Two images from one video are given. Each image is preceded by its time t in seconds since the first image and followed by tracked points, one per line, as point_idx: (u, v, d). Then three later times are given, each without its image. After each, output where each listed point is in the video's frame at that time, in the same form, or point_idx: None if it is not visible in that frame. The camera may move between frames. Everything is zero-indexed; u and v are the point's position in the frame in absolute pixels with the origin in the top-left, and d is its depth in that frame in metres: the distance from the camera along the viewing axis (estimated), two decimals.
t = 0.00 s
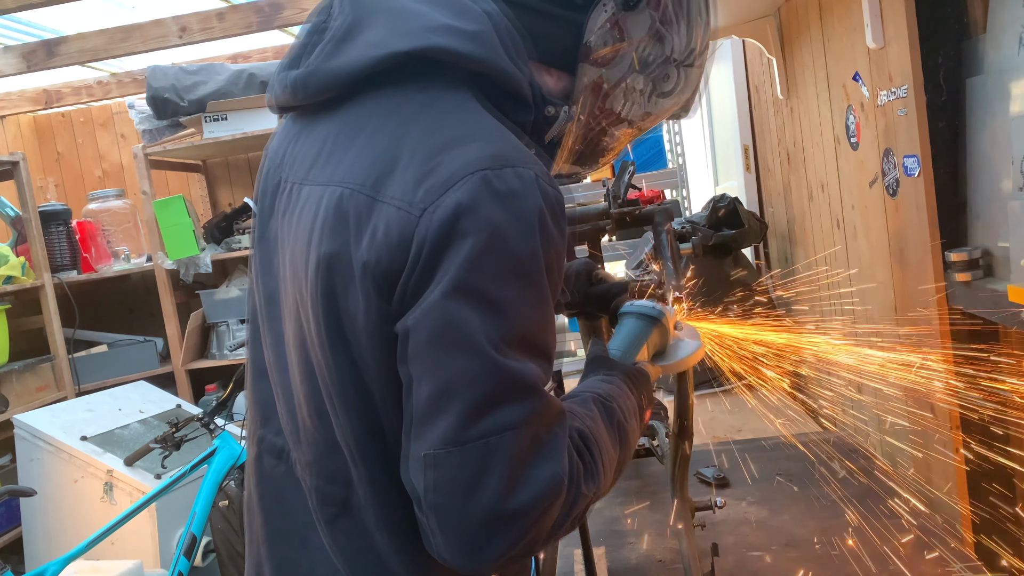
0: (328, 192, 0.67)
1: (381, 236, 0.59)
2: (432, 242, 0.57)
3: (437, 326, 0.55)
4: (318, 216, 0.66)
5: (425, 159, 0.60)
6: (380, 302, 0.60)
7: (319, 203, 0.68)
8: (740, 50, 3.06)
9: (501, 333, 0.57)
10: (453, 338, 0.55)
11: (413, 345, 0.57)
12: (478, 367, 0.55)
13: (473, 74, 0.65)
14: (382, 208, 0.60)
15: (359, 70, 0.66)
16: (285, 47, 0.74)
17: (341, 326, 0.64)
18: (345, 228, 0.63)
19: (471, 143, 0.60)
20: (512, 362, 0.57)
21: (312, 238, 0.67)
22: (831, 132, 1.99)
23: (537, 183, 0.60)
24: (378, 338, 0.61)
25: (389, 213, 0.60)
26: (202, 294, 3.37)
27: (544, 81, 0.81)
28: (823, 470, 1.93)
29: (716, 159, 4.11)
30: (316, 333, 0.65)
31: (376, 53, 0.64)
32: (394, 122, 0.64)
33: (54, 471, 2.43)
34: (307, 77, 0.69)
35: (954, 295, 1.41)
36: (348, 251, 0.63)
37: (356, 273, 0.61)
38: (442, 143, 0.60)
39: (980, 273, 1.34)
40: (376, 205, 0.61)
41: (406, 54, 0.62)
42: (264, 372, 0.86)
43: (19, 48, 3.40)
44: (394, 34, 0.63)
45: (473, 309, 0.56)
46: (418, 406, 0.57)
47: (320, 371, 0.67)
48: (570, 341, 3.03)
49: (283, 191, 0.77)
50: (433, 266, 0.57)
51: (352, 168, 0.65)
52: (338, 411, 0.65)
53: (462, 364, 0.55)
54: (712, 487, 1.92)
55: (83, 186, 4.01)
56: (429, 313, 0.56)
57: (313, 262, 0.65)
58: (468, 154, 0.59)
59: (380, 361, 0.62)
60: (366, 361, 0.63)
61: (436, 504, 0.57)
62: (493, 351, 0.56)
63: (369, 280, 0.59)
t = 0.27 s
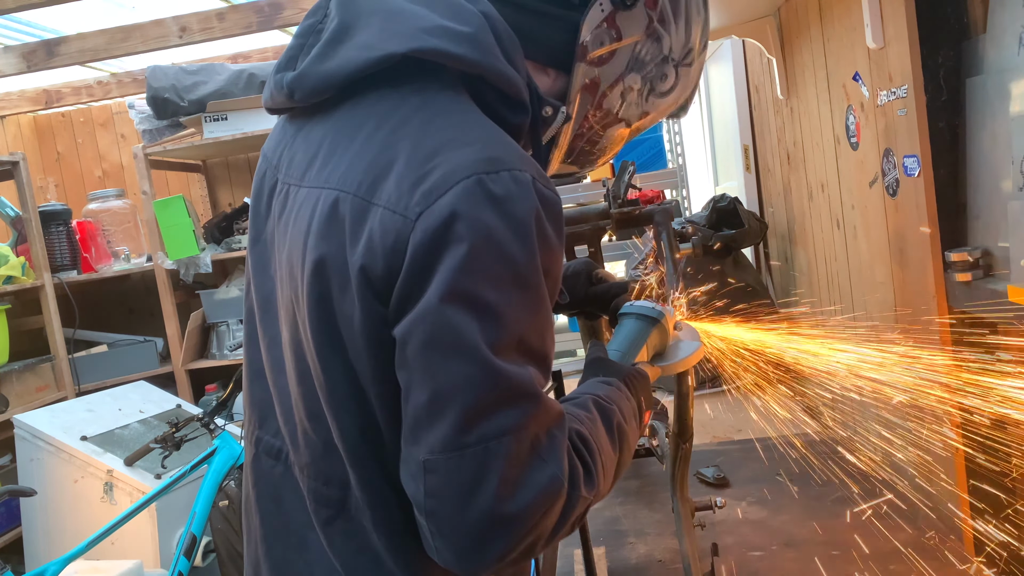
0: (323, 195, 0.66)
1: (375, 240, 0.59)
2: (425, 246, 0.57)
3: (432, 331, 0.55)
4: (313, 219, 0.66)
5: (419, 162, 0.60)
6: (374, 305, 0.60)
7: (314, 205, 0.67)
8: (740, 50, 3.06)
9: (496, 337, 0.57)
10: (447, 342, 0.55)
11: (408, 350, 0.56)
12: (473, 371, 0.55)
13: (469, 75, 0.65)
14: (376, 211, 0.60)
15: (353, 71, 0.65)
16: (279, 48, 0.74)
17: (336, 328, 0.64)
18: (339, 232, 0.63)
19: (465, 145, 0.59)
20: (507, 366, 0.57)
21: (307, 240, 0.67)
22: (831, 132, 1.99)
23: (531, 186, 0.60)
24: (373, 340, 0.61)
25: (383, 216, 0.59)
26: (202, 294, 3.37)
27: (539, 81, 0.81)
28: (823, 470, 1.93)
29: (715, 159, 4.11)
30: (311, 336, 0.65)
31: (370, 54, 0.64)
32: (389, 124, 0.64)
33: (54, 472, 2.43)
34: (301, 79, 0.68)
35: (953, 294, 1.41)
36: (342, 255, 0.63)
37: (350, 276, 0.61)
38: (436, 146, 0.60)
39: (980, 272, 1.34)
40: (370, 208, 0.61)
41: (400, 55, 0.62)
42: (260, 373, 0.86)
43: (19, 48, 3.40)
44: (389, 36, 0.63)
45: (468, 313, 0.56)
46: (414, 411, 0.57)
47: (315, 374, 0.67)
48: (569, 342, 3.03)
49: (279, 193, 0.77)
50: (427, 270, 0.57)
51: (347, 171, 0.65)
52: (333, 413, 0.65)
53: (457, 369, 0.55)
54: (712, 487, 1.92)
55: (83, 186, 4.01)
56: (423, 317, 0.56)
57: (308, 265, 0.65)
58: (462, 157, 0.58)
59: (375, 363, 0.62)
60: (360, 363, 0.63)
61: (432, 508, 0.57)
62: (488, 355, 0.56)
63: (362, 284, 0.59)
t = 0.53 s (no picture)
0: (318, 202, 0.66)
1: (371, 251, 0.59)
2: (423, 257, 0.57)
3: (431, 344, 0.55)
4: (308, 228, 0.66)
5: (415, 172, 0.59)
6: (371, 312, 0.60)
7: (309, 211, 0.67)
8: (739, 50, 3.06)
9: (496, 349, 0.58)
10: (446, 356, 0.55)
11: (407, 362, 0.57)
12: (474, 384, 0.56)
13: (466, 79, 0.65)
14: (371, 221, 0.60)
15: (348, 77, 0.65)
16: (273, 50, 0.73)
17: (332, 334, 0.64)
18: (335, 240, 0.63)
19: (462, 155, 0.59)
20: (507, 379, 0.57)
21: (302, 247, 0.66)
22: (831, 132, 1.99)
23: (530, 195, 0.60)
24: (370, 345, 0.61)
25: (379, 226, 0.59)
26: (202, 294, 3.37)
27: (537, 81, 0.81)
28: (823, 470, 1.93)
29: (715, 160, 4.11)
30: (307, 343, 0.65)
31: (365, 60, 0.63)
32: (384, 131, 0.64)
33: (54, 472, 2.43)
34: (295, 82, 0.68)
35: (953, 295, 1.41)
36: (338, 263, 0.62)
37: (346, 285, 0.61)
38: (433, 156, 0.60)
39: (979, 273, 1.34)
40: (366, 217, 0.61)
41: (397, 59, 0.62)
42: (258, 376, 0.86)
43: (19, 48, 3.40)
44: (385, 39, 0.63)
45: (467, 326, 0.56)
46: (416, 425, 0.57)
47: (311, 378, 0.67)
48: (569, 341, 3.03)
49: (274, 198, 0.77)
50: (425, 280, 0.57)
51: (342, 178, 0.65)
52: (331, 417, 0.65)
53: (458, 382, 0.56)
54: (712, 487, 1.92)
55: (83, 186, 4.01)
56: (422, 329, 0.56)
57: (303, 274, 0.65)
58: (459, 167, 0.58)
59: (373, 367, 0.62)
60: (357, 368, 0.63)
61: (435, 520, 0.58)
62: (487, 367, 0.56)
63: (359, 293, 0.59)
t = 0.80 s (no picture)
0: (306, 210, 0.66)
1: (360, 261, 0.59)
2: (413, 268, 0.56)
3: (422, 356, 0.55)
4: (296, 236, 0.65)
5: (405, 181, 0.59)
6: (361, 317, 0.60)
7: (297, 219, 0.67)
8: (739, 50, 3.06)
9: (488, 360, 0.57)
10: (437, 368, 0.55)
11: (397, 373, 0.56)
12: (467, 396, 0.55)
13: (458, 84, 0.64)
14: (360, 230, 0.60)
15: (338, 84, 0.65)
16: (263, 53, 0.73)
17: (322, 339, 0.64)
18: (324, 249, 0.63)
19: (452, 164, 0.59)
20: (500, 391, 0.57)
21: (291, 255, 0.66)
22: (831, 132, 1.98)
23: (520, 204, 0.60)
24: (360, 353, 0.60)
25: (368, 236, 0.59)
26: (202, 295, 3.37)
27: (530, 84, 0.81)
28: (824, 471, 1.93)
29: (716, 159, 4.11)
30: (298, 350, 0.64)
31: (355, 67, 0.63)
32: (373, 138, 0.63)
33: (54, 472, 2.43)
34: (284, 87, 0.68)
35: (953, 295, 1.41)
36: (326, 274, 0.62)
37: (336, 294, 0.60)
38: (423, 165, 0.59)
39: (979, 273, 1.34)
40: (355, 226, 0.60)
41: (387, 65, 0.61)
42: (251, 380, 0.86)
43: (19, 48, 3.40)
44: (374, 44, 0.63)
45: (461, 337, 0.56)
46: (411, 436, 0.57)
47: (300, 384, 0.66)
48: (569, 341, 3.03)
49: (264, 205, 0.76)
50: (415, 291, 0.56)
51: (331, 186, 0.64)
52: (322, 421, 0.65)
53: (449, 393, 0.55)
54: (712, 487, 1.92)
55: (83, 186, 4.01)
56: (411, 341, 0.55)
57: (291, 284, 0.64)
58: (450, 176, 0.58)
59: (365, 372, 0.62)
60: (347, 374, 0.63)
61: (430, 531, 0.57)
62: (480, 379, 0.56)
63: (349, 303, 0.59)
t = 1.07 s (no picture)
0: (303, 212, 0.65)
1: (359, 262, 0.58)
2: (412, 270, 0.56)
3: (421, 357, 0.55)
4: (293, 238, 0.65)
5: (402, 182, 0.59)
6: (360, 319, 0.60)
7: (294, 221, 0.66)
8: (739, 50, 3.06)
9: (490, 359, 0.57)
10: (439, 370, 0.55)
11: (398, 374, 0.56)
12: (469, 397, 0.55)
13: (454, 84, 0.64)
14: (358, 232, 0.59)
15: (333, 85, 0.65)
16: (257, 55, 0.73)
17: (320, 341, 0.64)
18: (322, 251, 0.62)
19: (450, 165, 0.59)
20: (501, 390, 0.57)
21: (288, 258, 0.66)
22: (831, 132, 1.98)
23: (518, 203, 0.60)
24: (359, 354, 0.60)
25: (365, 238, 0.59)
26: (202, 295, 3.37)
27: (524, 77, 0.80)
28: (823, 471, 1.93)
29: (715, 159, 4.11)
30: (296, 353, 0.65)
31: (349, 67, 0.63)
32: (370, 139, 0.63)
33: (54, 472, 2.43)
34: (278, 89, 0.67)
35: (953, 296, 1.40)
36: (325, 275, 0.62)
37: (334, 295, 0.60)
38: (421, 166, 0.59)
39: (980, 273, 1.33)
40: (352, 228, 0.60)
41: (382, 65, 0.61)
42: (249, 382, 0.86)
43: (19, 48, 3.40)
44: (369, 45, 0.63)
45: (462, 338, 0.55)
46: (414, 437, 0.57)
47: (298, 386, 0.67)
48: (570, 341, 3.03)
49: (260, 207, 0.76)
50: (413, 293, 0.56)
51: (328, 187, 0.64)
52: (320, 423, 0.65)
53: (451, 395, 0.55)
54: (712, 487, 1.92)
55: (82, 186, 4.01)
56: (412, 342, 0.55)
57: (290, 286, 0.64)
58: (448, 177, 0.58)
59: (363, 373, 0.62)
60: (344, 376, 0.63)
61: (435, 531, 0.57)
62: (482, 378, 0.56)
63: (348, 304, 0.59)
